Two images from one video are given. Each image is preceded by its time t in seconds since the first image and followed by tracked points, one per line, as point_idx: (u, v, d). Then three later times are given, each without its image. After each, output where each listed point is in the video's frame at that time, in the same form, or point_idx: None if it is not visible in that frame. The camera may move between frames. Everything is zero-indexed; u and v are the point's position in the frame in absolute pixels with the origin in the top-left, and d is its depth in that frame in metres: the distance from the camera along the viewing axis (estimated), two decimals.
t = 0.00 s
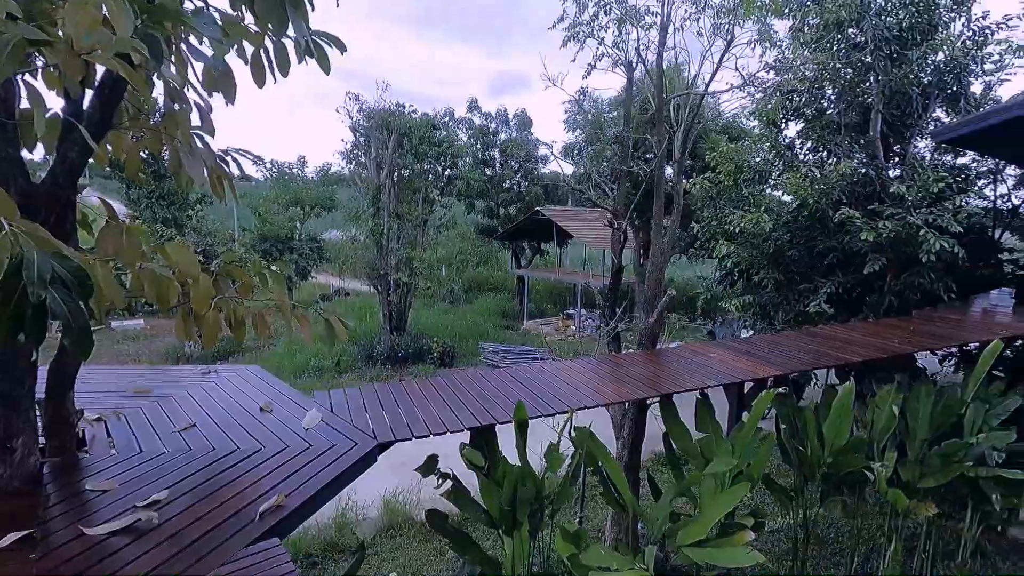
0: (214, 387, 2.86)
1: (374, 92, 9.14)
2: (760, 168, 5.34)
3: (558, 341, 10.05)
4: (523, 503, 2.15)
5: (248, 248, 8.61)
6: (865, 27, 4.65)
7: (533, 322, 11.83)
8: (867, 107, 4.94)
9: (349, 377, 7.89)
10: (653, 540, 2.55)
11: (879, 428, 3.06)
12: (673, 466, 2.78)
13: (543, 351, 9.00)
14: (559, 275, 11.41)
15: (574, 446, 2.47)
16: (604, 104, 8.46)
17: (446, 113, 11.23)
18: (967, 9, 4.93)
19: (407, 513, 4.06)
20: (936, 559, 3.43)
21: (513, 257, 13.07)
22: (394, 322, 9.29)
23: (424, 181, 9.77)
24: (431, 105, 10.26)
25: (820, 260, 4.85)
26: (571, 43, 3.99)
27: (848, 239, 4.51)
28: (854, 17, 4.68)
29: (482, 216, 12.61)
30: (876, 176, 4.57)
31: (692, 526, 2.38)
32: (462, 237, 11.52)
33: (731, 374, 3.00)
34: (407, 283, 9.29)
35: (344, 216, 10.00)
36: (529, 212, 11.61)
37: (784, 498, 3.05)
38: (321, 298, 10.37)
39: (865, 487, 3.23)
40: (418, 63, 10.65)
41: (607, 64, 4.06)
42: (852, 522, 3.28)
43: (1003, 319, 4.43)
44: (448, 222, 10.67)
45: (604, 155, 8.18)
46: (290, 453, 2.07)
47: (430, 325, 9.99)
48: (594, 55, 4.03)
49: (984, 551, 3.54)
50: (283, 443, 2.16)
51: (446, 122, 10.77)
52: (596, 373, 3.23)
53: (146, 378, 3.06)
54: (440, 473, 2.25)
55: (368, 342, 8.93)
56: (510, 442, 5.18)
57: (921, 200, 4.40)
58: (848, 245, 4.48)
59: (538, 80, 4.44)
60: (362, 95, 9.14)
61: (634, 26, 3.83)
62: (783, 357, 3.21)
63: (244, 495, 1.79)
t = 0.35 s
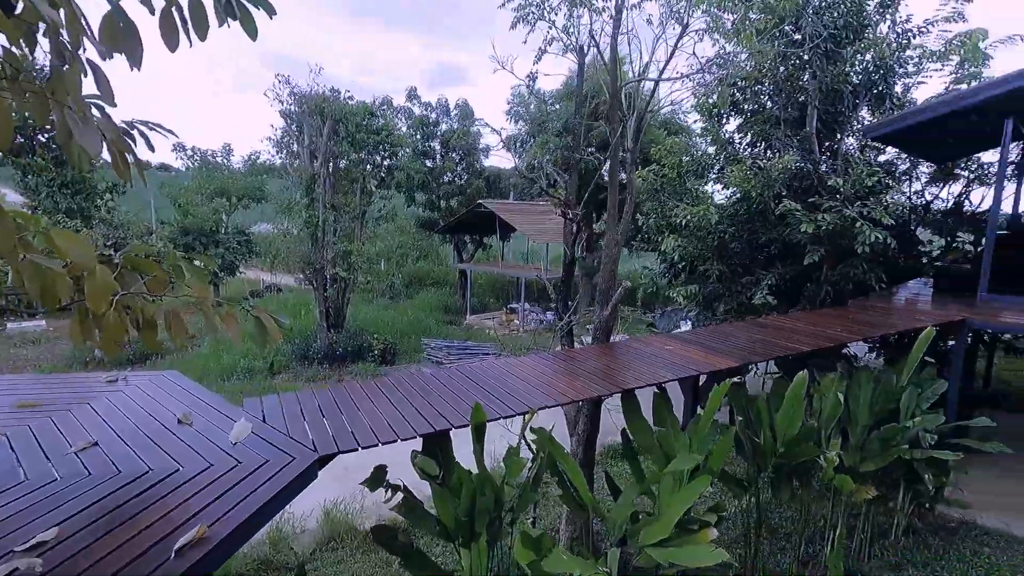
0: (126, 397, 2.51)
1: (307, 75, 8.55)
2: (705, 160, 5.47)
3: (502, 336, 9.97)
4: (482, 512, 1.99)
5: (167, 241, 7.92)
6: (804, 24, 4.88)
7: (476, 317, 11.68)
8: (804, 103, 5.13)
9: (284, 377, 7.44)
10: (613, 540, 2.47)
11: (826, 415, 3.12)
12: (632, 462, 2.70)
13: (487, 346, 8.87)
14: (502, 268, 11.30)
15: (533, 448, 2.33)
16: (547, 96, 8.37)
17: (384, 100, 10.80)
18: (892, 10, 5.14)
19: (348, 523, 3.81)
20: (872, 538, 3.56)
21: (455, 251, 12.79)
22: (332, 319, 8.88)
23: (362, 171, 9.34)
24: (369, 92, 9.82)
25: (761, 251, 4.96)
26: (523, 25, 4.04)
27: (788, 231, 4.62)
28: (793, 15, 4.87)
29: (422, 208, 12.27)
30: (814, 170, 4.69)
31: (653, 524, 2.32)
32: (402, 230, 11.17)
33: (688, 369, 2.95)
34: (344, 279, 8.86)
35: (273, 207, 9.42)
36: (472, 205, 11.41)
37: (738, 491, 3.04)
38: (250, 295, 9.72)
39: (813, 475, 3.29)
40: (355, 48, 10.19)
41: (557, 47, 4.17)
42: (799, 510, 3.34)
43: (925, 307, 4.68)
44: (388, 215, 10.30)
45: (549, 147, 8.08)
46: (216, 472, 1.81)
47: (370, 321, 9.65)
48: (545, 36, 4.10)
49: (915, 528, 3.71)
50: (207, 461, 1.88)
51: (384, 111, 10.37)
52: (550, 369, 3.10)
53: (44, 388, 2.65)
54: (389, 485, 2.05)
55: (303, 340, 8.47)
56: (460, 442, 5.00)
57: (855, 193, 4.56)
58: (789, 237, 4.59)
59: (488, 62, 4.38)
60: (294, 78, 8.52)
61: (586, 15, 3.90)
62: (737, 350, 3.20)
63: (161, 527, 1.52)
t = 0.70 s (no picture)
0: (42, 419, 2.20)
1: (245, 59, 7.96)
2: (662, 152, 5.59)
3: (455, 332, 9.76)
4: (458, 532, 1.84)
5: (87, 236, 7.21)
6: (759, 20, 4.91)
7: (427, 313, 11.39)
8: (757, 98, 5.22)
9: (223, 381, 6.96)
10: (590, 548, 2.37)
11: (791, 408, 3.14)
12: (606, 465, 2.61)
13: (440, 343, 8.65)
14: (453, 263, 11.07)
15: (509, 458, 2.19)
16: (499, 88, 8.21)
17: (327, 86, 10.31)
18: (839, 10, 5.30)
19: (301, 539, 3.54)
20: (832, 526, 3.64)
21: (405, 245, 12.40)
22: (275, 318, 8.40)
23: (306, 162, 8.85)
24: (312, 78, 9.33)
25: (718, 244, 5.01)
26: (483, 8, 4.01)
27: (745, 225, 4.67)
28: (748, 10, 4.92)
29: (369, 202, 11.84)
30: (768, 165, 4.77)
31: (632, 530, 2.23)
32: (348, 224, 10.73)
33: (660, 368, 2.90)
34: (288, 275, 8.40)
35: (207, 199, 8.80)
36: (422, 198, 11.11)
37: (710, 487, 3.01)
38: (183, 293, 9.05)
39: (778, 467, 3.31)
40: (296, 31, 9.67)
41: (519, 34, 4.12)
42: (765, 501, 3.35)
43: (871, 298, 4.85)
44: (334, 208, 9.85)
45: (503, 138, 7.89)
46: (150, 506, 1.56)
47: (317, 320, 9.22)
48: (507, 22, 4.07)
49: (869, 513, 3.81)
50: (138, 493, 1.63)
51: (327, 99, 9.91)
52: (519, 370, 2.98)
53: None
54: (354, 506, 1.86)
55: (244, 341, 7.97)
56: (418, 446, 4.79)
57: (808, 188, 4.66)
58: (746, 231, 4.64)
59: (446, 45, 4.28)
60: (231, 61, 7.91)
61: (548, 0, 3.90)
62: (705, 346, 3.17)
63: None
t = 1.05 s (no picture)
0: None
1: (201, 45, 7.54)
2: (641, 148, 5.66)
3: (424, 331, 9.55)
4: (464, 550, 1.70)
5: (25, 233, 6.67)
6: (740, 14, 4.89)
7: (394, 312, 11.12)
8: (734, 92, 5.26)
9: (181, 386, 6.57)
10: (592, 557, 2.25)
11: (783, 403, 3.12)
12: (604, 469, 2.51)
13: (410, 342, 8.43)
14: (422, 261, 10.83)
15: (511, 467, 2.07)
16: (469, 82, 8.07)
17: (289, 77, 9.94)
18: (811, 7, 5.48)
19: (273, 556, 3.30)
20: (816, 519, 3.65)
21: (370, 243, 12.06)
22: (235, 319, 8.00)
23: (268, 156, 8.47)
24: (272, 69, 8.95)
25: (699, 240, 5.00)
26: None
27: (726, 220, 4.67)
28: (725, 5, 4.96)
29: (334, 198, 11.47)
30: (747, 161, 4.79)
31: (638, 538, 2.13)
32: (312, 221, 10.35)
33: (655, 368, 2.83)
34: (250, 274, 8.02)
35: (160, 194, 8.30)
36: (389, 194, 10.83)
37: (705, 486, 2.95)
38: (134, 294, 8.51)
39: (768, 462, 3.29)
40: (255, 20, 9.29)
41: (504, 20, 4.12)
42: (756, 498, 3.33)
43: (844, 293, 4.93)
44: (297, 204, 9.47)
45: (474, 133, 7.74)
46: (121, 537, 1.37)
47: (280, 320, 8.84)
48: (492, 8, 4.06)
49: (851, 505, 3.85)
50: (106, 525, 1.42)
51: (289, 91, 9.55)
52: (511, 372, 2.85)
53: None
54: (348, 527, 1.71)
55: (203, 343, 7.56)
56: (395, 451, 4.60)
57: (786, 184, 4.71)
58: (726, 226, 4.64)
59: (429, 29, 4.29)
60: (186, 48, 7.48)
61: None
62: (697, 343, 3.12)
63: None
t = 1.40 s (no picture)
0: None
1: (148, 33, 7.11)
2: (617, 146, 5.90)
3: (390, 334, 9.28)
4: None
5: None
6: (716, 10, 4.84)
7: (357, 315, 10.78)
8: (708, 90, 5.27)
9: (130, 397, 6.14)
10: (594, 570, 2.15)
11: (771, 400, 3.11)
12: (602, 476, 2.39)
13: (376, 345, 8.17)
14: (385, 261, 10.54)
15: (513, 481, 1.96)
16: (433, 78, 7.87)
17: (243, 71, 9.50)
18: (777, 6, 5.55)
19: None
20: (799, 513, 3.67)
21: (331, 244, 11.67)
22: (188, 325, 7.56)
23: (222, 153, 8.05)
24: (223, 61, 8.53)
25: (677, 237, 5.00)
26: None
27: (702, 218, 4.67)
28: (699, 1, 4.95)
29: (291, 197, 11.04)
30: (721, 159, 4.81)
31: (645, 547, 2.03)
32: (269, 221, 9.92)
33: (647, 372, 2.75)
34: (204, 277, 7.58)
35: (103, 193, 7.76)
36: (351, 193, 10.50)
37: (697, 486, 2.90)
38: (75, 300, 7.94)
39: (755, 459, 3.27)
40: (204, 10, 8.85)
41: (486, 9, 4.10)
42: (743, 495, 3.31)
43: (814, 288, 5.02)
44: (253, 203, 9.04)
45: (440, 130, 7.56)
46: None
47: (236, 325, 8.41)
48: None
49: (830, 498, 3.90)
50: (60, 566, 1.20)
51: (242, 85, 9.14)
52: (502, 377, 2.72)
53: None
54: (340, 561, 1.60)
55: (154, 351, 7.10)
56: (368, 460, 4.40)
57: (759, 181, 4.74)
58: (703, 224, 4.64)
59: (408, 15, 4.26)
60: (130, 37, 7.05)
61: None
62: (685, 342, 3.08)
63: None
